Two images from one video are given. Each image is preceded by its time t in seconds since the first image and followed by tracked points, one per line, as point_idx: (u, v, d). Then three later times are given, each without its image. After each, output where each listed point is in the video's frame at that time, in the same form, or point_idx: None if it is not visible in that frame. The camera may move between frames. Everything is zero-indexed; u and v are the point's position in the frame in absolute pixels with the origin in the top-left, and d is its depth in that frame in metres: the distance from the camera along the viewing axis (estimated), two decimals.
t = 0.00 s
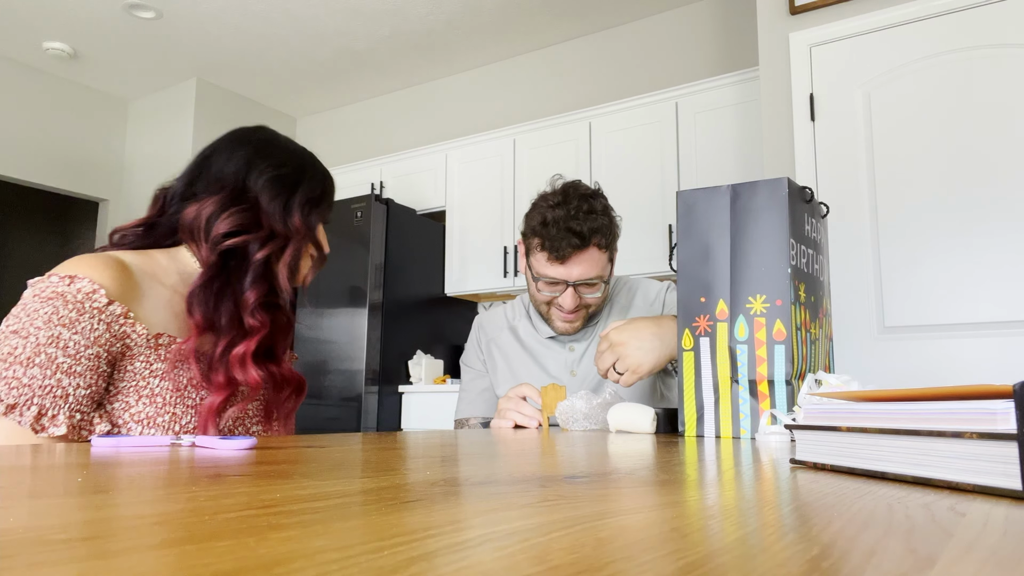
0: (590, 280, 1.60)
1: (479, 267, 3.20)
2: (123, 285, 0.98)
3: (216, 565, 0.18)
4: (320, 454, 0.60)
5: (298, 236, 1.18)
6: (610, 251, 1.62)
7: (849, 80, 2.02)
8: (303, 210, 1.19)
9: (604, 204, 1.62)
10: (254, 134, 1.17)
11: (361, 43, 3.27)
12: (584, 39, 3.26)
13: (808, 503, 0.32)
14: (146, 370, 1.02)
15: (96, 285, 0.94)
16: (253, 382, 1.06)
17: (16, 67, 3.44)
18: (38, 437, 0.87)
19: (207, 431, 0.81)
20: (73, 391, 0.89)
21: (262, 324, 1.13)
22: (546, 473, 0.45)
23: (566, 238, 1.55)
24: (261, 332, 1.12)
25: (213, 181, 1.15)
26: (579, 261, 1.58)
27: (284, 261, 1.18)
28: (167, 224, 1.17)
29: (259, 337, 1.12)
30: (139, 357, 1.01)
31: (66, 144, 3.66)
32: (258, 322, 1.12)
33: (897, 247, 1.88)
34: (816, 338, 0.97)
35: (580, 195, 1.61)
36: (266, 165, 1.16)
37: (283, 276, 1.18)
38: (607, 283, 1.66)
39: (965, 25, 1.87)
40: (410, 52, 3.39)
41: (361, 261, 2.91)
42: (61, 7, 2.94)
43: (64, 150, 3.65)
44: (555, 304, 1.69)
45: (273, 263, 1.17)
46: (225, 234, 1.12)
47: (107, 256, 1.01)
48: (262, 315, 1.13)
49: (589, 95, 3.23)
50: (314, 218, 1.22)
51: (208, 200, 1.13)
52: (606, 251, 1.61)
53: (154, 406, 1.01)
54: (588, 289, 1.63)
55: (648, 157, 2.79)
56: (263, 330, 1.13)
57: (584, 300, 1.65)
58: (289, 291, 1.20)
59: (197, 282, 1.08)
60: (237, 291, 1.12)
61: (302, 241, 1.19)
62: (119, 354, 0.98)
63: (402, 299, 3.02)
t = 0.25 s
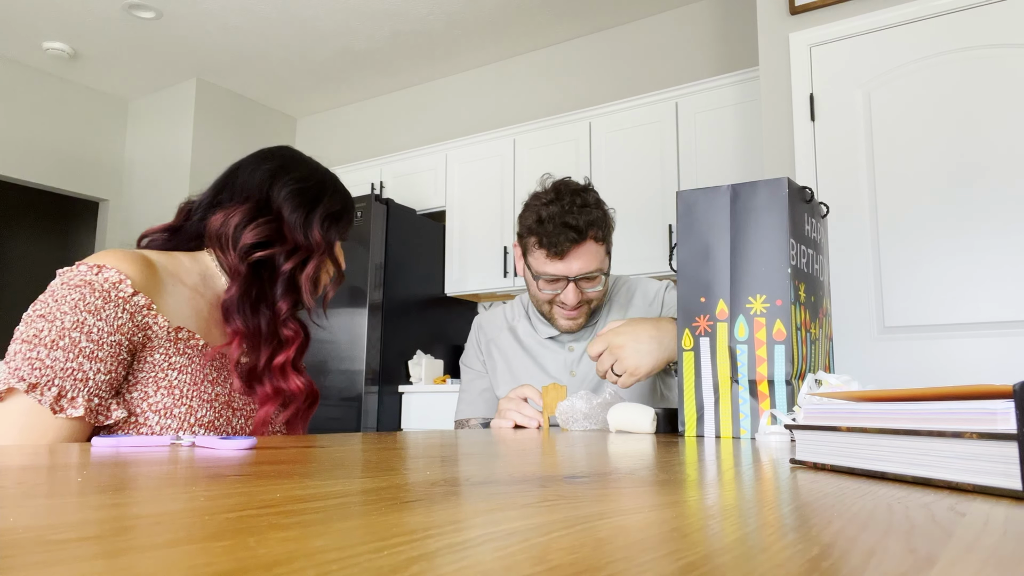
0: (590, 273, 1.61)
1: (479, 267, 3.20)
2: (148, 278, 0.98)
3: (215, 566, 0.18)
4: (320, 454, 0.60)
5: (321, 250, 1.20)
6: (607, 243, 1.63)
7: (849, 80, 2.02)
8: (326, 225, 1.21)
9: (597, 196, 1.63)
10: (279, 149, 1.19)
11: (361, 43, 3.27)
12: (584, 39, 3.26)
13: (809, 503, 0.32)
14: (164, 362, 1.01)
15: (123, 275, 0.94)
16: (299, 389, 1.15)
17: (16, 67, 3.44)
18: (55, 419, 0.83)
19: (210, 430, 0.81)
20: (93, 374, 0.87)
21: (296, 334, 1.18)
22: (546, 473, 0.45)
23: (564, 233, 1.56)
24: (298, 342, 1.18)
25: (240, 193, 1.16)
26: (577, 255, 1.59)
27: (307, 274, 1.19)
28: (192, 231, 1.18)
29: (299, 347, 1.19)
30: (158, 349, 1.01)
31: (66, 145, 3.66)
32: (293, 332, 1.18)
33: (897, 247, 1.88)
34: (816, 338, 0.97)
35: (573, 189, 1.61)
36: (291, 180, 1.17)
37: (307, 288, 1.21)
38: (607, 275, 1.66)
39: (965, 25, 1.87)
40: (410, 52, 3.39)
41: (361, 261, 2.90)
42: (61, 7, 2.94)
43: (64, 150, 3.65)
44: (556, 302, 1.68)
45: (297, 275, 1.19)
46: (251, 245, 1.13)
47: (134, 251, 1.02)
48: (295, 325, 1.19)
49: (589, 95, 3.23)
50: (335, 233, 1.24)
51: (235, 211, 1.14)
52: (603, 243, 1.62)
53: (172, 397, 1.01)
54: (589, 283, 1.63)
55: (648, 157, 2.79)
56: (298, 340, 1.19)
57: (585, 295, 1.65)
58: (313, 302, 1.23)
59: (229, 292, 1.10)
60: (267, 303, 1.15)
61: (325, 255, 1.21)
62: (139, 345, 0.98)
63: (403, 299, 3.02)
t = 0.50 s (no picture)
0: (585, 278, 1.61)
1: (479, 267, 3.20)
2: (154, 277, 0.98)
3: (215, 566, 0.18)
4: (320, 454, 0.60)
5: (324, 250, 1.21)
6: (603, 248, 1.63)
7: (849, 80, 2.02)
8: (327, 226, 1.22)
9: (594, 201, 1.62)
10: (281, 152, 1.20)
11: (361, 43, 3.27)
12: (584, 39, 3.26)
13: (809, 503, 0.32)
14: (169, 361, 1.01)
15: (129, 274, 0.94)
16: (310, 390, 1.19)
17: (16, 67, 3.44)
18: (61, 415, 0.83)
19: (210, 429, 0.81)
20: (100, 371, 0.87)
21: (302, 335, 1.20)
22: (546, 473, 0.45)
23: (559, 239, 1.55)
24: (302, 343, 1.20)
25: (241, 194, 1.17)
26: (572, 261, 1.59)
27: (311, 274, 1.20)
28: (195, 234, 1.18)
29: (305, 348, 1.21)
30: (163, 347, 1.00)
31: (66, 145, 3.66)
32: (298, 333, 1.19)
33: (897, 247, 1.88)
34: (816, 338, 0.97)
35: (569, 194, 1.61)
36: (293, 180, 1.18)
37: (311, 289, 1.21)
38: (603, 280, 1.66)
39: (965, 25, 1.87)
40: (410, 52, 3.39)
41: (360, 261, 2.90)
42: (61, 7, 2.94)
43: (65, 150, 3.65)
44: (553, 306, 1.69)
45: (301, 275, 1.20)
46: (255, 246, 1.14)
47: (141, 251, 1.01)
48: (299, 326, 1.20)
49: (589, 95, 3.23)
50: (338, 234, 1.25)
51: (238, 212, 1.14)
52: (599, 248, 1.61)
53: (176, 396, 1.01)
54: (584, 287, 1.64)
55: (648, 157, 2.79)
56: (303, 340, 1.20)
57: (582, 299, 1.65)
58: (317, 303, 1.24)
59: (236, 294, 1.11)
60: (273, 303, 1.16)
61: (328, 255, 1.22)
62: (144, 343, 0.97)
63: (403, 299, 3.02)
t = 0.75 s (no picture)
0: (578, 292, 1.60)
1: (479, 267, 3.20)
2: (147, 278, 0.98)
3: (215, 566, 0.18)
4: (319, 454, 0.60)
5: (318, 248, 1.20)
6: (596, 262, 1.62)
7: (850, 80, 2.02)
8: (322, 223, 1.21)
9: (588, 215, 1.61)
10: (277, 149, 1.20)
11: (361, 43, 3.26)
12: (584, 39, 3.25)
13: (809, 504, 0.32)
14: (164, 363, 1.01)
15: (123, 276, 0.93)
16: (293, 386, 1.15)
17: (16, 67, 3.44)
18: (57, 419, 0.83)
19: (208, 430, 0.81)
20: (94, 376, 0.87)
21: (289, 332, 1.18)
22: (545, 473, 0.45)
23: (550, 254, 1.54)
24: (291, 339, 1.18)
25: (236, 192, 1.17)
26: (564, 274, 1.58)
27: (305, 272, 1.19)
28: (191, 233, 1.18)
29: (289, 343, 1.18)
30: (158, 350, 1.00)
31: (66, 145, 3.66)
32: (287, 330, 1.17)
33: (897, 246, 1.88)
34: (816, 338, 0.97)
35: (561, 207, 1.60)
36: (287, 178, 1.18)
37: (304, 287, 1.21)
38: (597, 293, 1.65)
39: (965, 26, 1.87)
40: (410, 52, 3.39)
41: (360, 261, 2.90)
42: (60, 8, 2.94)
43: (65, 150, 3.65)
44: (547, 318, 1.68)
45: (294, 273, 1.20)
46: (249, 244, 1.13)
47: (134, 254, 1.01)
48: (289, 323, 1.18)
49: (589, 95, 3.23)
50: (333, 232, 1.24)
51: (232, 210, 1.14)
52: (591, 262, 1.60)
53: (171, 399, 1.01)
54: (578, 301, 1.63)
55: (648, 157, 2.79)
56: (291, 337, 1.18)
57: (575, 311, 1.66)
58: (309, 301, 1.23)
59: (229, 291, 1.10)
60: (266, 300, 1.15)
61: (322, 253, 1.21)
62: (139, 346, 0.97)
63: (403, 299, 3.02)
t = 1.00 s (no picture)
0: (580, 294, 1.59)
1: (479, 267, 3.20)
2: (139, 280, 0.97)
3: (215, 566, 0.18)
4: (320, 454, 0.60)
5: (313, 246, 1.19)
6: (597, 264, 1.61)
7: (850, 80, 2.02)
8: (317, 220, 1.19)
9: (589, 218, 1.61)
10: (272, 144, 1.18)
11: (361, 43, 3.27)
12: (584, 39, 3.25)
13: (808, 504, 0.32)
14: (158, 366, 1.01)
15: (115, 279, 0.93)
16: (289, 387, 1.15)
17: (16, 67, 3.44)
18: (50, 425, 0.85)
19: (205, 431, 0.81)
20: (87, 381, 0.87)
21: (284, 331, 1.18)
22: (545, 473, 0.45)
23: (552, 256, 1.53)
24: (286, 339, 1.18)
25: (230, 189, 1.16)
26: (566, 277, 1.57)
27: (299, 270, 1.19)
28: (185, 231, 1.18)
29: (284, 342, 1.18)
30: (152, 352, 1.00)
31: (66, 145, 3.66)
32: (281, 329, 1.17)
33: (898, 246, 1.88)
34: (816, 338, 0.97)
35: (561, 211, 1.60)
36: (280, 174, 1.16)
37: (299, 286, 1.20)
38: (597, 295, 1.65)
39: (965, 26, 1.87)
40: (410, 52, 3.38)
41: (360, 261, 2.90)
42: (60, 8, 2.94)
43: (65, 150, 3.65)
44: (549, 321, 1.68)
45: (289, 271, 1.19)
46: (242, 243, 1.13)
47: (126, 255, 1.01)
48: (283, 322, 1.18)
49: (589, 95, 3.23)
50: (329, 227, 1.22)
51: (225, 208, 1.13)
52: (593, 264, 1.60)
53: (165, 402, 1.01)
54: (579, 303, 1.63)
55: (648, 156, 2.79)
56: (286, 336, 1.18)
57: (576, 314, 1.66)
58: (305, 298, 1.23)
59: (222, 292, 1.10)
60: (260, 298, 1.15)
61: (317, 250, 1.19)
62: (133, 349, 0.97)
63: (403, 299, 3.02)
